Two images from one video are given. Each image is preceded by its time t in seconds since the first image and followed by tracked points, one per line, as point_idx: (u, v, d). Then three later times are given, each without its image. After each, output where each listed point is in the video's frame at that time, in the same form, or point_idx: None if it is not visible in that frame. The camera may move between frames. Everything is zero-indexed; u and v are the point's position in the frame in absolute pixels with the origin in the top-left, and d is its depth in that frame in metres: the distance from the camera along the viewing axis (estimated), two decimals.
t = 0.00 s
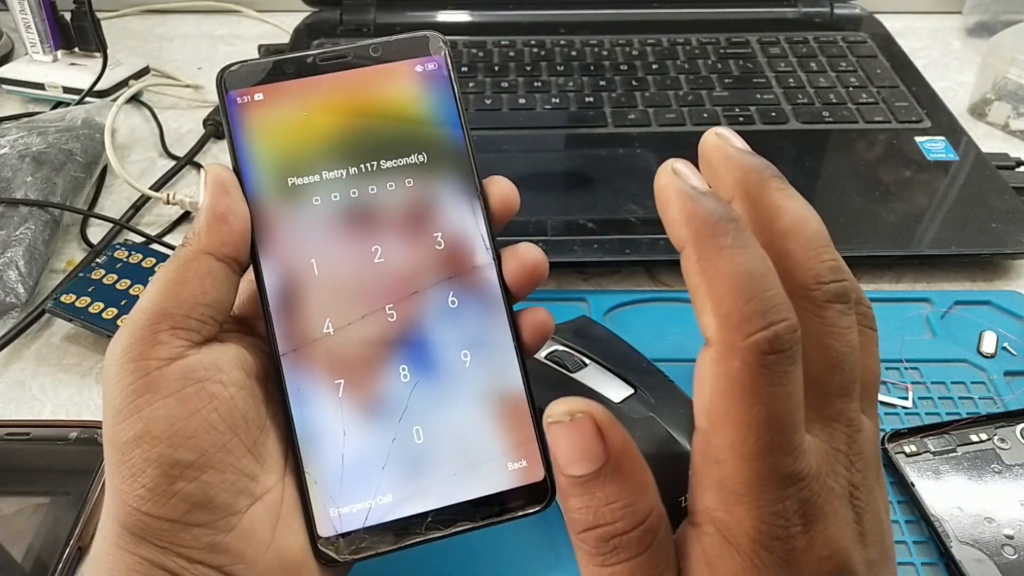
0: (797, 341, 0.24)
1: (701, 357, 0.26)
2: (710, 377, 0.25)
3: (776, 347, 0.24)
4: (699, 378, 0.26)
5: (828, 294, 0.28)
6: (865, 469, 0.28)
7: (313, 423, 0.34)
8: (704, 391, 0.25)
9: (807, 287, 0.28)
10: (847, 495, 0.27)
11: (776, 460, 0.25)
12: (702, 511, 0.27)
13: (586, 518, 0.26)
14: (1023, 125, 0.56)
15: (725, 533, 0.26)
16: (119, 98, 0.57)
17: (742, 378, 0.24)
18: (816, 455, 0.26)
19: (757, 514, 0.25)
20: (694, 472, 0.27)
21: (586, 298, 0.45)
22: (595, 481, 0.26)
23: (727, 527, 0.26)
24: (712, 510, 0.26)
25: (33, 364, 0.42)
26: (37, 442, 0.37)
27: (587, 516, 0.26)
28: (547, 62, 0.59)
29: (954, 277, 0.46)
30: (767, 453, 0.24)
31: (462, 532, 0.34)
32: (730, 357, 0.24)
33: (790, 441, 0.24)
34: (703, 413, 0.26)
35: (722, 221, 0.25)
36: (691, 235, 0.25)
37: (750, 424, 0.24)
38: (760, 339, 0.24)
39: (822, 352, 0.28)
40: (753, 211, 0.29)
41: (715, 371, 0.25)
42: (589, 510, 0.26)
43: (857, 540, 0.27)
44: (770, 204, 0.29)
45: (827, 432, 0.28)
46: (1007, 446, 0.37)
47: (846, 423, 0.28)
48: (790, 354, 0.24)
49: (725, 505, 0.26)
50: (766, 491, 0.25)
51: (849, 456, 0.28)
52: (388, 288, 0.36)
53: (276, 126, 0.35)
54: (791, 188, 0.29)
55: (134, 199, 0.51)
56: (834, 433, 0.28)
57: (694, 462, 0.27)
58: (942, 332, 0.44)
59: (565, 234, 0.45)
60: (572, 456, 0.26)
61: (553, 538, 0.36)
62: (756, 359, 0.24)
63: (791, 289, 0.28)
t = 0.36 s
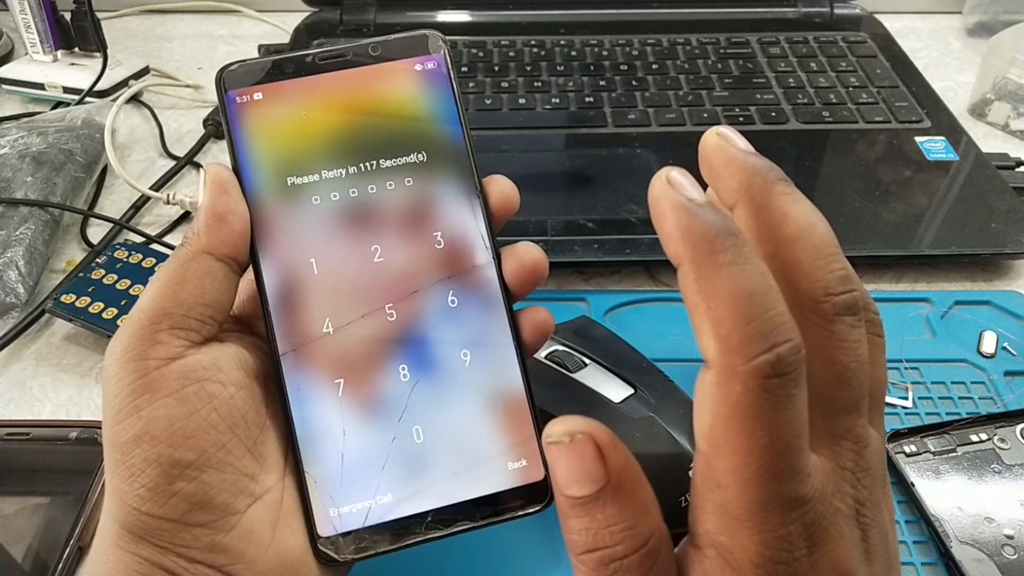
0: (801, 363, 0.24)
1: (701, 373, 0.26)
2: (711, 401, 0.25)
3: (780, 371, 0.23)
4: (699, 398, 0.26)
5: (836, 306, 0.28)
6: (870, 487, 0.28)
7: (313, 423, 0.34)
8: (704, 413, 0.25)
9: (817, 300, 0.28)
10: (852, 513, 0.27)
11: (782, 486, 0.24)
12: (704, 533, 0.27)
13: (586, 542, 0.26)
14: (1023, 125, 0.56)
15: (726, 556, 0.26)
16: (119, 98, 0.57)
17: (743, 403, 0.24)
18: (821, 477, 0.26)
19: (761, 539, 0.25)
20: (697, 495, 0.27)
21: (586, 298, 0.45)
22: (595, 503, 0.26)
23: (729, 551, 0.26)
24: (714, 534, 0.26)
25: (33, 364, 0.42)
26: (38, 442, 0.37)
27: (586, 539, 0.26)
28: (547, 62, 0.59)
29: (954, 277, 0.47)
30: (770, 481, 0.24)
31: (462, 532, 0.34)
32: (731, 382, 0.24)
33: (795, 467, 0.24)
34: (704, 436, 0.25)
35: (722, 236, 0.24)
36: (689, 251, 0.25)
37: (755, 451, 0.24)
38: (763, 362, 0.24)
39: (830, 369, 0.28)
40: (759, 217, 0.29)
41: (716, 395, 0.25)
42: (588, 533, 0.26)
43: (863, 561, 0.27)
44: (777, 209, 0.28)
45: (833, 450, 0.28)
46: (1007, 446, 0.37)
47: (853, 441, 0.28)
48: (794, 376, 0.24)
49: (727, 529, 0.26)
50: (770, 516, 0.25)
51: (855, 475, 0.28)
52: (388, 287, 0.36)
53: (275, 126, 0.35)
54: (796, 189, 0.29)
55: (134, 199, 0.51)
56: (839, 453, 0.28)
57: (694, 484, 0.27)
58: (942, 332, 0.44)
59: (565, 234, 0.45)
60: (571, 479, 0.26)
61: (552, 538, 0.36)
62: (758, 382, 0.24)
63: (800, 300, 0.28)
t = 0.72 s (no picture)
0: (759, 316, 0.25)
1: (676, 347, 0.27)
2: (682, 360, 0.26)
3: (740, 321, 0.25)
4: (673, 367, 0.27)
5: (798, 283, 0.28)
6: (849, 452, 0.28)
7: (313, 423, 0.34)
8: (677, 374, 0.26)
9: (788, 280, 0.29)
10: (833, 475, 0.27)
11: (753, 432, 0.25)
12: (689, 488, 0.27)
13: (585, 499, 0.26)
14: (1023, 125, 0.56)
15: (712, 509, 0.26)
16: (119, 98, 0.57)
17: (709, 352, 0.25)
18: (794, 431, 0.26)
19: (741, 486, 0.25)
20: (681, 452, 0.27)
21: (586, 298, 0.45)
22: (594, 462, 0.26)
23: (714, 501, 0.26)
24: (698, 485, 0.26)
25: (34, 364, 0.42)
26: (38, 442, 0.37)
27: (585, 497, 0.26)
28: (547, 63, 0.59)
29: (954, 277, 0.47)
30: (742, 424, 0.25)
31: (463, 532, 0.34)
32: (696, 334, 0.25)
33: (763, 411, 0.25)
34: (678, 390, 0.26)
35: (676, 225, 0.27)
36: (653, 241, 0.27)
37: (723, 393, 0.25)
38: (722, 314, 0.25)
39: (798, 337, 0.28)
40: (717, 226, 0.30)
41: (686, 352, 0.26)
42: (588, 491, 0.26)
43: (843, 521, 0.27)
44: (734, 214, 0.29)
45: (808, 413, 0.28)
46: (1007, 446, 0.37)
47: (827, 406, 0.28)
48: (754, 326, 0.25)
49: (710, 480, 0.26)
50: (748, 462, 0.25)
51: (832, 437, 0.28)
52: (389, 288, 0.36)
53: (277, 126, 0.35)
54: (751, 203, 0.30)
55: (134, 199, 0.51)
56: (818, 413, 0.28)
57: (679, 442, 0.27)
58: (941, 332, 0.44)
59: (566, 234, 0.45)
60: (573, 439, 0.26)
61: (553, 536, 0.36)
62: (719, 332, 0.25)
63: (761, 280, 0.29)
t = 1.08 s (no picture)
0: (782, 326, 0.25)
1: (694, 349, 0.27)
2: (700, 365, 0.26)
3: (763, 331, 0.25)
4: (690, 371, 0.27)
5: (830, 289, 0.29)
6: (867, 463, 0.28)
7: (314, 423, 0.34)
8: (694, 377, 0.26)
9: (813, 280, 0.29)
10: (848, 487, 0.27)
11: (771, 445, 0.25)
12: (702, 496, 0.27)
13: (592, 505, 0.26)
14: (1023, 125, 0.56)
15: (724, 519, 0.26)
16: (119, 98, 0.57)
17: (730, 362, 0.25)
18: (812, 442, 0.26)
19: (757, 499, 0.25)
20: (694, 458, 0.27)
21: (586, 298, 0.45)
22: (602, 468, 0.26)
23: (727, 511, 0.26)
24: (711, 495, 0.26)
25: (33, 364, 0.42)
26: (38, 442, 0.37)
27: (595, 504, 0.26)
28: (547, 63, 0.59)
29: (954, 277, 0.47)
30: (761, 438, 0.25)
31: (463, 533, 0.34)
32: (717, 343, 0.25)
33: (783, 425, 0.25)
34: (695, 396, 0.26)
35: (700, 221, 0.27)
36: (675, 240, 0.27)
37: (740, 405, 0.25)
38: (745, 323, 0.25)
39: (828, 341, 0.28)
40: (754, 218, 0.31)
41: (705, 360, 0.26)
42: (596, 497, 0.26)
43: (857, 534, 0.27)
44: (770, 209, 0.30)
45: (827, 422, 0.28)
46: (1007, 446, 0.37)
47: (848, 416, 0.28)
48: (776, 337, 0.25)
49: (723, 490, 0.26)
50: (765, 475, 0.25)
51: (850, 448, 0.28)
52: (390, 288, 0.36)
53: (279, 126, 0.35)
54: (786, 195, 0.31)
55: (134, 199, 0.51)
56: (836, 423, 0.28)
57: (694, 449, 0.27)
58: (941, 332, 0.44)
59: (566, 234, 0.45)
60: (581, 444, 0.26)
61: (554, 536, 0.36)
62: (739, 343, 0.25)
63: (796, 282, 0.30)
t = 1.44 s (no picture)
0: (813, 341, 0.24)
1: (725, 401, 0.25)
2: (731, 408, 0.24)
3: (797, 348, 0.23)
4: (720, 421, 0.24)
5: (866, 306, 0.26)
6: (916, 495, 0.26)
7: (315, 423, 0.34)
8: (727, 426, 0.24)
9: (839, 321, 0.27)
10: (896, 525, 0.25)
11: (817, 479, 0.23)
12: (739, 542, 0.24)
13: (604, 483, 0.27)
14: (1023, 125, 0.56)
15: (764, 568, 0.24)
16: (119, 98, 0.57)
17: (766, 390, 0.23)
18: (857, 483, 0.24)
19: (801, 543, 0.23)
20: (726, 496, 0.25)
21: (586, 298, 0.45)
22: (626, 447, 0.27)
23: (768, 559, 0.24)
24: (752, 542, 0.24)
25: (33, 364, 0.42)
26: (37, 442, 0.36)
27: (604, 480, 0.27)
28: (547, 63, 0.59)
29: (954, 277, 0.47)
30: (808, 470, 0.23)
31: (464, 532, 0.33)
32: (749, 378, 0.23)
33: (828, 454, 0.23)
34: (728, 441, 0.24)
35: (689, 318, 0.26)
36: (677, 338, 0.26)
37: (786, 438, 0.23)
38: (778, 345, 0.23)
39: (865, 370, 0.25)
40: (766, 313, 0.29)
41: (736, 398, 0.23)
42: (610, 474, 0.27)
43: (907, 575, 0.25)
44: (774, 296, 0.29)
45: (875, 457, 0.25)
46: (1007, 446, 0.37)
47: (896, 446, 0.25)
48: (809, 351, 0.23)
49: (765, 536, 0.24)
50: (812, 514, 0.23)
51: (902, 483, 0.25)
52: (391, 288, 0.36)
53: (281, 125, 0.35)
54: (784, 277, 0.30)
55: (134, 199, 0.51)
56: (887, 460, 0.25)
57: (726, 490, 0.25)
58: (942, 332, 0.44)
59: (566, 234, 0.45)
60: (616, 421, 0.28)
61: (554, 535, 0.36)
62: (778, 364, 0.23)
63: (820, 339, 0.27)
